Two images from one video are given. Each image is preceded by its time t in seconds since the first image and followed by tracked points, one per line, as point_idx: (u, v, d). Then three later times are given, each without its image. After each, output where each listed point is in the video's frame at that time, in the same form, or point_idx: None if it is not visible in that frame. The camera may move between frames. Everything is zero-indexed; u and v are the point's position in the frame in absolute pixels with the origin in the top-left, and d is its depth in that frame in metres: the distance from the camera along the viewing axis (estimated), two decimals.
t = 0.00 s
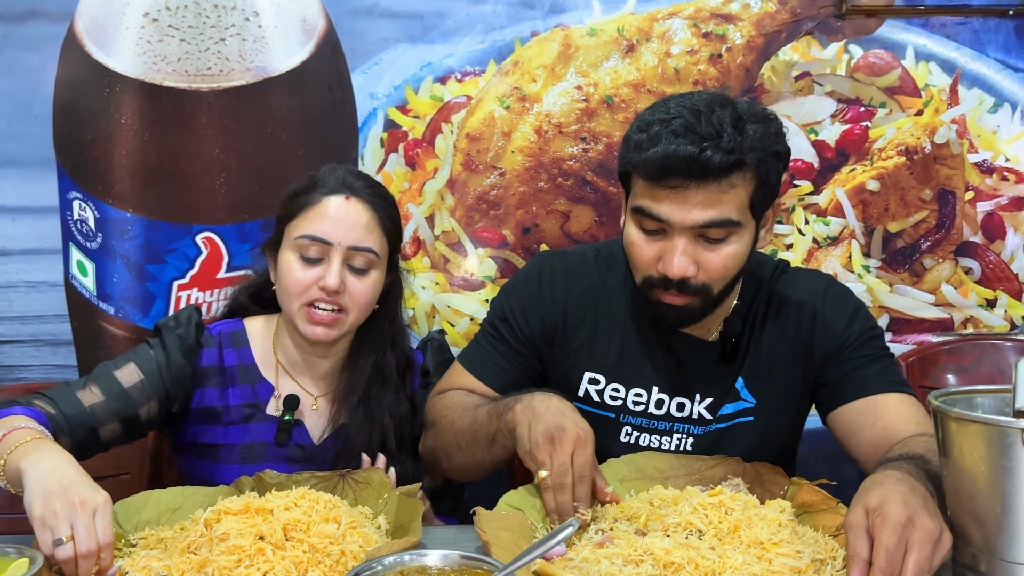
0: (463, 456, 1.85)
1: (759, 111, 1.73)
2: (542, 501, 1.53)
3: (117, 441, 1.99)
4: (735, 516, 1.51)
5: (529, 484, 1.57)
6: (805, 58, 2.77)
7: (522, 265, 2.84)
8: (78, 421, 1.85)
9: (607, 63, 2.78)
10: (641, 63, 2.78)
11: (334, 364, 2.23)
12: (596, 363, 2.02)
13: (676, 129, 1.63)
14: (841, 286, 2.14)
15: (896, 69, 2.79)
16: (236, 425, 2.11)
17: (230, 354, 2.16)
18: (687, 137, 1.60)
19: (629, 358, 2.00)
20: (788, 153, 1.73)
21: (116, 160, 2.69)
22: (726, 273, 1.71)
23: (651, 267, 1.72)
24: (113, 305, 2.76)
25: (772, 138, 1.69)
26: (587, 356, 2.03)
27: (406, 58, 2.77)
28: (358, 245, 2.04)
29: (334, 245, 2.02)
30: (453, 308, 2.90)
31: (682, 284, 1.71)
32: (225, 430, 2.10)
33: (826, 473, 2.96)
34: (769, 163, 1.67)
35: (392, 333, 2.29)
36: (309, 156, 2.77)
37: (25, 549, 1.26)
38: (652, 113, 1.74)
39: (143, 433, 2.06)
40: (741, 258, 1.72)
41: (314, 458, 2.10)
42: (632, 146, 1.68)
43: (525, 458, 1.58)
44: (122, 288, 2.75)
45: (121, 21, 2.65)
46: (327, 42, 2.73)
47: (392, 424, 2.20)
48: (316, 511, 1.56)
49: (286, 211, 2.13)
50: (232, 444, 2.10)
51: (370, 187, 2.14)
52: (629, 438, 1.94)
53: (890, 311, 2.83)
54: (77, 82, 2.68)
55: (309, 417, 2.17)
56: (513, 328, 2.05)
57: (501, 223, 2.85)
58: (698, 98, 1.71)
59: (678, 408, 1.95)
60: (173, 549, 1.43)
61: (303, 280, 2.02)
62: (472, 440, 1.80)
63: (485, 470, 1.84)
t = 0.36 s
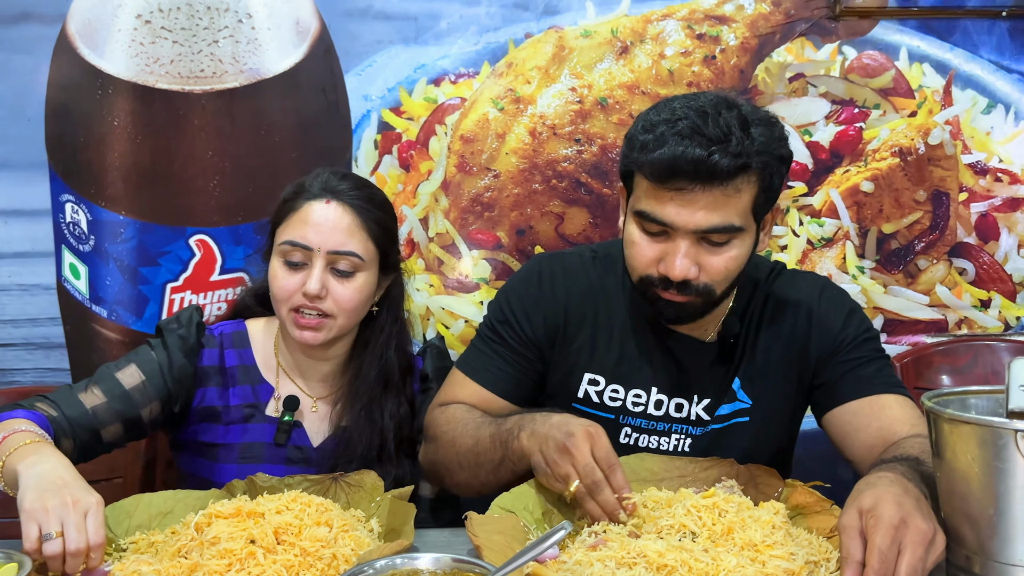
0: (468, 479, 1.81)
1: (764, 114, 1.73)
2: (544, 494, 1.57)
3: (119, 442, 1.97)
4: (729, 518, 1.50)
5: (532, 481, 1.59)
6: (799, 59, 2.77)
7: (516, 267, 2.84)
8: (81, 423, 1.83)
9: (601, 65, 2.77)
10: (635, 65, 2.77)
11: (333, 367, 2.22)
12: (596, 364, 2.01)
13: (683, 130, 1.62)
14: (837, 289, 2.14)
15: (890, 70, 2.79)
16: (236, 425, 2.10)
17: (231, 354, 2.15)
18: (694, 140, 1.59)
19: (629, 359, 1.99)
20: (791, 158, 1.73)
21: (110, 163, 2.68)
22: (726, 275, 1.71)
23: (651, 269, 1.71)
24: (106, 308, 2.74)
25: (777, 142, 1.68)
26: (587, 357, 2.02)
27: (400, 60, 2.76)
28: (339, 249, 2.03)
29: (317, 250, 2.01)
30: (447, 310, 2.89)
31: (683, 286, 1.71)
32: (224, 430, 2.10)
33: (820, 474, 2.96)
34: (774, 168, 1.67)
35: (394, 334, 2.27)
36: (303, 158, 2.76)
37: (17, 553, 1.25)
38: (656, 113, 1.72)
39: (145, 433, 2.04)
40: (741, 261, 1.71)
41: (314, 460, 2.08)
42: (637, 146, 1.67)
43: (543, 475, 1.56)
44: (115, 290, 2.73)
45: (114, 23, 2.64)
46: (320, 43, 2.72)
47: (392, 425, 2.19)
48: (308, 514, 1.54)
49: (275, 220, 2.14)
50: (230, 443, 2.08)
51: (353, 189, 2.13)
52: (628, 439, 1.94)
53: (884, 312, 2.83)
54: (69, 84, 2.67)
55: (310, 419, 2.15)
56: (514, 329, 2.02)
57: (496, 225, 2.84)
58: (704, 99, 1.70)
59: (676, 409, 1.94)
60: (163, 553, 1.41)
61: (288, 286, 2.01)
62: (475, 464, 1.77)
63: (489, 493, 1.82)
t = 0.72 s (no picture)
0: (451, 469, 1.83)
1: (769, 119, 1.73)
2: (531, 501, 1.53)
3: (108, 451, 1.97)
4: (725, 519, 1.50)
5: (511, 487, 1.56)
6: (794, 60, 2.77)
7: (512, 269, 2.84)
8: (67, 433, 1.83)
9: (597, 66, 2.78)
10: (631, 67, 2.78)
11: (329, 374, 2.20)
12: (591, 366, 2.01)
13: (690, 134, 1.62)
14: (833, 289, 2.14)
15: (885, 72, 2.79)
16: (232, 433, 2.09)
17: (225, 362, 2.15)
18: (702, 144, 1.59)
19: (624, 362, 1.99)
20: (795, 164, 1.74)
21: (105, 164, 2.67)
22: (729, 280, 1.71)
23: (653, 272, 1.71)
24: (102, 310, 2.74)
25: (782, 148, 1.69)
26: (582, 360, 2.02)
27: (396, 61, 2.76)
28: (348, 248, 2.02)
29: (325, 247, 2.00)
30: (443, 311, 2.89)
31: (688, 290, 1.70)
32: (221, 438, 2.09)
33: (817, 476, 2.96)
34: (779, 174, 1.67)
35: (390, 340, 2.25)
36: (299, 159, 2.75)
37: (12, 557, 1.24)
38: (661, 116, 1.72)
39: (135, 443, 2.04)
40: (744, 266, 1.72)
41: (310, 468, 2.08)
42: (642, 149, 1.66)
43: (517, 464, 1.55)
44: (110, 292, 2.73)
45: (109, 25, 2.63)
46: (316, 45, 2.72)
47: (392, 433, 2.16)
48: (303, 516, 1.54)
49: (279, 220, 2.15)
50: (227, 452, 2.08)
51: (363, 192, 2.15)
52: (625, 442, 1.93)
53: (880, 313, 2.84)
54: (65, 86, 2.67)
55: (305, 426, 2.14)
56: (504, 332, 2.03)
57: (491, 226, 2.84)
58: (710, 103, 1.70)
59: (672, 411, 1.94)
60: (158, 555, 1.41)
61: (294, 282, 1.99)
62: (456, 455, 1.79)
63: (472, 480, 1.82)
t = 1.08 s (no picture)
0: (454, 476, 1.82)
1: (768, 120, 1.73)
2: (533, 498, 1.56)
3: (109, 451, 1.97)
4: (723, 520, 1.50)
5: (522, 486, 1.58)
6: (791, 62, 2.77)
7: (509, 270, 2.83)
8: (69, 433, 1.83)
9: (594, 68, 2.78)
10: (628, 68, 2.78)
11: (336, 377, 2.20)
12: (588, 367, 2.01)
13: (689, 134, 1.62)
14: (829, 289, 2.15)
15: (881, 73, 2.80)
16: (234, 434, 2.09)
17: (227, 363, 2.14)
18: (702, 144, 1.59)
19: (622, 363, 1.99)
20: (794, 164, 1.74)
21: (102, 166, 2.66)
22: (727, 280, 1.71)
23: (653, 272, 1.71)
24: (98, 311, 2.73)
25: (781, 148, 1.69)
26: (580, 360, 2.02)
27: (393, 63, 2.76)
28: (386, 261, 2.02)
29: (366, 261, 2.00)
30: (440, 313, 2.89)
31: (688, 290, 1.70)
32: (223, 439, 2.09)
33: (814, 476, 2.96)
34: (778, 175, 1.67)
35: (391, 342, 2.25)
36: (296, 161, 2.75)
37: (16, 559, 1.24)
38: (659, 117, 1.72)
39: (136, 443, 2.03)
40: (744, 266, 1.71)
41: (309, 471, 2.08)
42: (642, 149, 1.66)
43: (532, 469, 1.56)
44: (107, 293, 2.72)
45: (106, 26, 2.63)
46: (313, 46, 2.72)
47: (395, 427, 2.18)
48: (301, 518, 1.53)
49: (304, 224, 2.08)
50: (229, 453, 2.07)
51: (391, 204, 2.13)
52: (622, 442, 1.93)
53: (877, 314, 2.84)
54: (61, 86, 2.66)
55: (309, 429, 2.13)
56: (504, 332, 2.02)
57: (489, 227, 2.84)
58: (708, 104, 1.70)
59: (670, 411, 1.94)
60: (155, 558, 1.40)
61: (333, 296, 1.99)
62: (461, 461, 1.78)
63: (476, 488, 1.82)
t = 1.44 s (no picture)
0: (455, 471, 1.79)
1: (762, 118, 1.72)
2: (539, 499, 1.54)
3: (110, 455, 1.97)
4: (727, 523, 1.49)
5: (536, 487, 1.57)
6: (789, 62, 2.77)
7: (507, 270, 2.83)
8: (68, 437, 1.83)
9: (593, 68, 2.78)
10: (626, 68, 2.78)
11: (334, 380, 2.19)
12: (585, 368, 2.01)
13: (686, 133, 1.62)
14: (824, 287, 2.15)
15: (880, 74, 2.80)
16: (234, 437, 2.08)
17: (226, 365, 2.13)
18: (699, 143, 1.59)
19: (618, 364, 1.98)
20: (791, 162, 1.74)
21: (100, 166, 2.66)
22: (725, 279, 1.71)
23: (652, 272, 1.71)
24: (96, 312, 2.73)
25: (778, 147, 1.69)
26: (577, 361, 2.01)
27: (391, 63, 2.76)
28: (377, 260, 2.03)
29: (357, 264, 2.00)
30: (439, 313, 2.88)
31: (685, 290, 1.70)
32: (223, 442, 2.08)
33: (813, 477, 2.96)
34: (774, 174, 1.67)
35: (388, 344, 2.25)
36: (294, 161, 2.75)
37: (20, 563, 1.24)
38: (656, 117, 1.72)
39: (137, 445, 2.03)
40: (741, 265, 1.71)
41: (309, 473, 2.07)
42: (638, 148, 1.66)
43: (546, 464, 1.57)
44: (105, 294, 2.72)
45: (105, 26, 2.62)
46: (311, 46, 2.71)
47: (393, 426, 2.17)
48: (299, 519, 1.52)
49: (287, 233, 2.07)
50: (229, 455, 2.07)
51: (371, 201, 2.13)
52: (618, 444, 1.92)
53: (875, 315, 2.84)
54: (59, 87, 2.66)
55: (309, 431, 2.12)
56: (501, 332, 2.01)
57: (487, 228, 2.84)
58: (704, 104, 1.70)
59: (666, 413, 1.94)
60: (153, 559, 1.40)
61: (331, 304, 2.00)
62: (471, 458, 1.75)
63: (480, 487, 1.80)
